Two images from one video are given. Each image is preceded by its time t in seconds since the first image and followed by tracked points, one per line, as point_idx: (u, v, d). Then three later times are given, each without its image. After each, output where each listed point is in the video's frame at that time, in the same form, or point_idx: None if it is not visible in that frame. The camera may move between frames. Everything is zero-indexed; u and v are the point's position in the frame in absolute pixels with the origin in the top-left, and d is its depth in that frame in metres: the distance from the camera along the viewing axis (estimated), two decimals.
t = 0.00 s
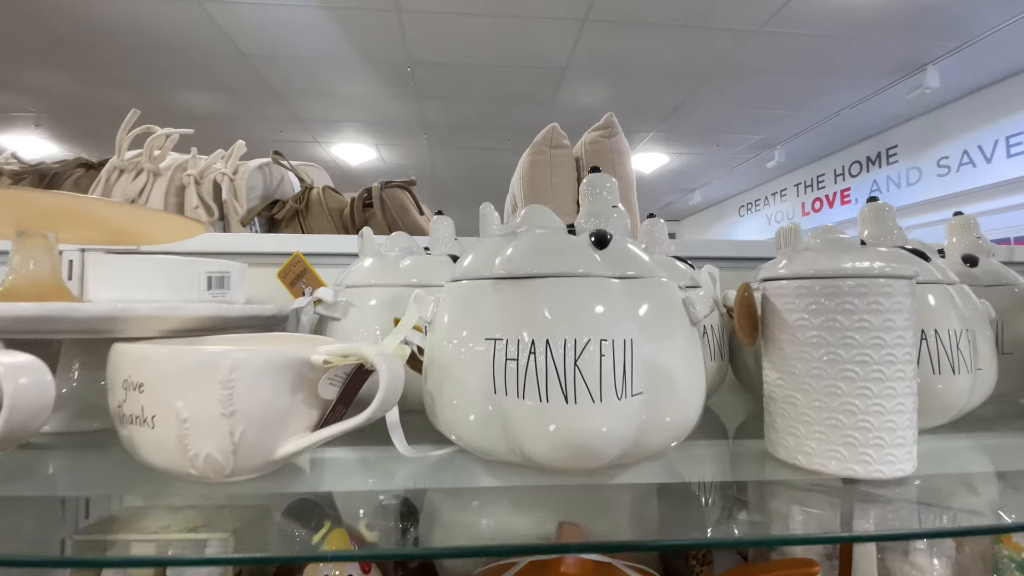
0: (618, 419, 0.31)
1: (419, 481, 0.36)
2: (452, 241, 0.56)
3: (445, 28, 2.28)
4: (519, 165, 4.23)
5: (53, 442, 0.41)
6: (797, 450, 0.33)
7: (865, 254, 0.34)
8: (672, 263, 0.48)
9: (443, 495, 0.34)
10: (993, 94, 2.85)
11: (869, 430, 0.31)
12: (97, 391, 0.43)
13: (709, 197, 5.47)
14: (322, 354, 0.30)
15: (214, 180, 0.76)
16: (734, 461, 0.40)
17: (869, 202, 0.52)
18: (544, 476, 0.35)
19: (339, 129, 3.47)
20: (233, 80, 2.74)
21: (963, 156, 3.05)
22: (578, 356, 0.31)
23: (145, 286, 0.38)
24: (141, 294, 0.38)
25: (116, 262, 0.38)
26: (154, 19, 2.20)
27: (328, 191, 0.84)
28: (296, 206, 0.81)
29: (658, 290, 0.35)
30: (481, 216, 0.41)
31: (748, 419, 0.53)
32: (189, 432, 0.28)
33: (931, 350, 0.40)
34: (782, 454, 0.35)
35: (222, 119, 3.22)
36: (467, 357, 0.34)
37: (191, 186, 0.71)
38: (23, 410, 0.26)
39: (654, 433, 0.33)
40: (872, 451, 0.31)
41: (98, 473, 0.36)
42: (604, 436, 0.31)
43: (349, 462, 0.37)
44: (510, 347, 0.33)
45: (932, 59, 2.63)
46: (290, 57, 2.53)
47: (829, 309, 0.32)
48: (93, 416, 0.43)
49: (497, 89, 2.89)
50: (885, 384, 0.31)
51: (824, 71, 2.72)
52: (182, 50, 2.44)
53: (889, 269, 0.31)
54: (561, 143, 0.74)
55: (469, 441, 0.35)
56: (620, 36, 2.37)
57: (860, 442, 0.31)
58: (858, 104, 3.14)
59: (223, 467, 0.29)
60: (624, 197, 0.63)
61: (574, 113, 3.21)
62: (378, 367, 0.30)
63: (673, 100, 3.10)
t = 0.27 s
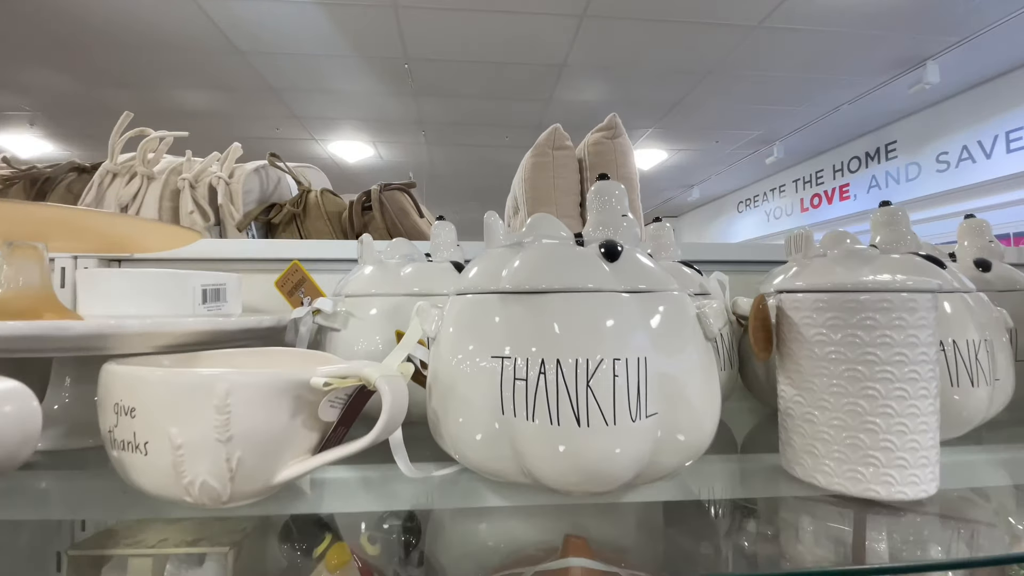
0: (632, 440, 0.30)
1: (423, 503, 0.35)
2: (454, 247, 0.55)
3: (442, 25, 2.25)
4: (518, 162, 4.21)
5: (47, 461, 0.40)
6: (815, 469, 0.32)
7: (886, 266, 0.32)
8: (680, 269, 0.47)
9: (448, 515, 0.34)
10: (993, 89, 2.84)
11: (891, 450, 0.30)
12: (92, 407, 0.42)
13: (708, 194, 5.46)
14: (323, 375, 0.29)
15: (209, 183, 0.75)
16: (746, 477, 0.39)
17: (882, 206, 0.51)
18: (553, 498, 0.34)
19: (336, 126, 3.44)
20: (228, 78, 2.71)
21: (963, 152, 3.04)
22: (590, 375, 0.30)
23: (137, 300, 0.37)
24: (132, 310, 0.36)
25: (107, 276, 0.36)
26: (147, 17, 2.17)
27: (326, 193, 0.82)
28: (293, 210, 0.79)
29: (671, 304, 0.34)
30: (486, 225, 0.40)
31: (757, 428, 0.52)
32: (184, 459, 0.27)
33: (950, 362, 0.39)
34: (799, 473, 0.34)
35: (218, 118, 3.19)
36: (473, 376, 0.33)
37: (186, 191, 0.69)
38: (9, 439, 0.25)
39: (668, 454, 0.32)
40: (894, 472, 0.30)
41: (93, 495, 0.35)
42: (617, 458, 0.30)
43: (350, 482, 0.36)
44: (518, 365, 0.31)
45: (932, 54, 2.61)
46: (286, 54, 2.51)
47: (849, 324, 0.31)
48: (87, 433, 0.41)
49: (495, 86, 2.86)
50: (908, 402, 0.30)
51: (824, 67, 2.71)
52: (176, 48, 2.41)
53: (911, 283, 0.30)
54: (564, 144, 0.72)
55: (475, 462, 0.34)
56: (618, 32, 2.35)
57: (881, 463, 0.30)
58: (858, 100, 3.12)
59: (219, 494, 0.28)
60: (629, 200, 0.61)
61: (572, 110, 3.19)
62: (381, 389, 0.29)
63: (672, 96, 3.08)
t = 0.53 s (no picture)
0: (645, 458, 0.29)
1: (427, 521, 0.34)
2: (455, 251, 0.54)
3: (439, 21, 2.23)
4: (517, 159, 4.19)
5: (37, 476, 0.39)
6: (834, 485, 0.31)
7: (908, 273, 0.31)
8: (689, 273, 0.46)
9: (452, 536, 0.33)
10: (993, 84, 2.82)
11: (914, 466, 0.29)
12: (84, 419, 0.41)
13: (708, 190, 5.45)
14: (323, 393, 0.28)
15: (205, 185, 0.73)
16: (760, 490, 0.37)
17: (894, 208, 0.49)
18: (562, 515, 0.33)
19: (333, 123, 3.42)
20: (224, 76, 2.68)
21: (963, 148, 3.03)
22: (602, 391, 0.28)
23: (129, 312, 0.36)
24: (127, 325, 0.35)
25: (97, 288, 0.35)
26: (140, 14, 2.15)
27: (324, 194, 0.81)
28: (291, 212, 0.78)
29: (684, 314, 0.32)
30: (491, 231, 0.39)
31: (766, 435, 0.51)
32: (178, 483, 0.26)
33: (969, 371, 0.38)
34: (818, 487, 0.32)
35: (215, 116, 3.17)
36: (479, 390, 0.31)
37: (181, 193, 0.67)
38: None
39: (682, 470, 0.31)
40: (917, 489, 0.29)
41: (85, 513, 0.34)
42: (631, 477, 0.29)
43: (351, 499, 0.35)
44: (527, 380, 0.30)
45: (932, 49, 2.59)
46: (282, 52, 2.48)
47: (871, 335, 0.30)
48: (79, 447, 0.40)
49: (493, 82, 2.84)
50: (932, 417, 0.29)
51: (824, 62, 2.69)
52: (171, 46, 2.39)
53: (935, 293, 0.29)
54: (567, 144, 0.71)
55: (481, 478, 0.32)
56: (618, 28, 2.33)
57: (904, 479, 0.29)
58: (858, 95, 3.11)
59: (214, 518, 0.27)
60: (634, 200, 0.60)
61: (571, 106, 3.17)
62: (384, 407, 0.27)
63: (672, 92, 3.06)
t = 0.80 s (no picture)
0: (655, 469, 0.28)
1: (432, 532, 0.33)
2: (458, 254, 0.53)
3: (439, 20, 2.22)
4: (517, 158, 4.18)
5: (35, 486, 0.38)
6: (847, 495, 0.30)
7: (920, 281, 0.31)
8: (694, 276, 0.45)
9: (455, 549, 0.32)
10: (994, 82, 2.82)
11: (929, 476, 0.29)
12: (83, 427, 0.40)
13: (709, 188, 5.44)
14: (326, 404, 0.27)
15: (205, 188, 0.73)
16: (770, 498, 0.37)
17: (903, 210, 0.49)
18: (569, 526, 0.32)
19: (333, 123, 3.41)
20: (223, 76, 2.68)
21: (964, 146, 3.02)
22: (611, 401, 0.28)
23: (128, 319, 0.35)
24: (124, 332, 0.35)
25: (95, 295, 0.34)
26: (138, 15, 2.14)
27: (325, 197, 0.80)
28: (291, 214, 0.77)
29: (693, 321, 0.32)
30: (495, 236, 0.38)
31: (773, 440, 0.50)
32: (177, 497, 0.25)
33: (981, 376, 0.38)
34: (830, 497, 0.32)
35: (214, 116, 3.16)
36: (485, 399, 0.31)
37: (181, 196, 0.67)
38: None
39: (692, 480, 0.30)
40: (933, 500, 0.28)
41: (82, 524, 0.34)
42: (641, 489, 0.28)
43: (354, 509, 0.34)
44: (534, 389, 0.29)
45: (933, 48, 2.59)
46: (281, 52, 2.48)
47: (885, 343, 0.29)
48: (77, 455, 0.40)
49: (493, 82, 2.83)
50: (948, 426, 0.28)
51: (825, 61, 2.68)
52: (170, 47, 2.38)
53: (950, 299, 0.28)
54: (569, 145, 0.70)
55: (487, 489, 0.32)
56: (617, 27, 2.32)
57: (920, 490, 0.29)
58: (859, 94, 3.10)
59: (215, 532, 0.26)
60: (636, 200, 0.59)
61: (572, 106, 3.16)
62: (389, 418, 0.27)
63: (672, 91, 3.05)
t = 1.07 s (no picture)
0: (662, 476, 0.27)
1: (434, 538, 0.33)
2: (460, 256, 0.53)
3: (439, 21, 2.22)
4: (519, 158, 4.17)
5: (37, 491, 0.38)
6: (857, 500, 0.30)
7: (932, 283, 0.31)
8: (699, 277, 0.45)
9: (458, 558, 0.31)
10: (998, 80, 2.80)
11: (941, 482, 0.28)
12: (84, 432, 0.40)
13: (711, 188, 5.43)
14: (327, 410, 0.26)
15: (206, 189, 0.73)
16: (780, 505, 0.36)
17: (911, 210, 0.48)
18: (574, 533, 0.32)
19: (334, 124, 3.41)
20: (224, 77, 2.68)
21: (967, 145, 3.00)
22: (617, 406, 0.27)
23: (127, 322, 0.35)
24: (125, 335, 0.34)
25: (94, 299, 0.34)
26: (139, 16, 2.14)
27: (326, 197, 0.80)
28: (293, 216, 0.77)
29: (700, 324, 0.31)
30: (498, 237, 0.38)
31: (779, 443, 0.50)
32: (176, 505, 0.25)
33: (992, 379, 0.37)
34: (839, 503, 0.31)
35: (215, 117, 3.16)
36: (489, 404, 0.30)
37: (182, 198, 0.67)
38: None
39: (699, 486, 0.30)
40: (945, 506, 0.28)
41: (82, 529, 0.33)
42: (648, 495, 0.27)
43: (357, 513, 0.34)
44: (538, 395, 0.29)
45: (935, 46, 2.57)
46: (282, 53, 2.48)
47: (897, 347, 0.28)
48: (78, 460, 0.39)
49: (494, 82, 2.83)
50: (960, 431, 0.28)
51: (827, 60, 2.67)
52: (171, 48, 2.38)
53: (963, 302, 0.28)
54: (572, 145, 0.70)
55: (490, 495, 0.31)
56: (618, 26, 2.32)
57: (932, 496, 0.28)
58: (861, 92, 3.09)
59: (216, 540, 0.26)
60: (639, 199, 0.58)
61: (573, 105, 3.16)
62: (390, 424, 0.26)
63: (674, 90, 3.04)
